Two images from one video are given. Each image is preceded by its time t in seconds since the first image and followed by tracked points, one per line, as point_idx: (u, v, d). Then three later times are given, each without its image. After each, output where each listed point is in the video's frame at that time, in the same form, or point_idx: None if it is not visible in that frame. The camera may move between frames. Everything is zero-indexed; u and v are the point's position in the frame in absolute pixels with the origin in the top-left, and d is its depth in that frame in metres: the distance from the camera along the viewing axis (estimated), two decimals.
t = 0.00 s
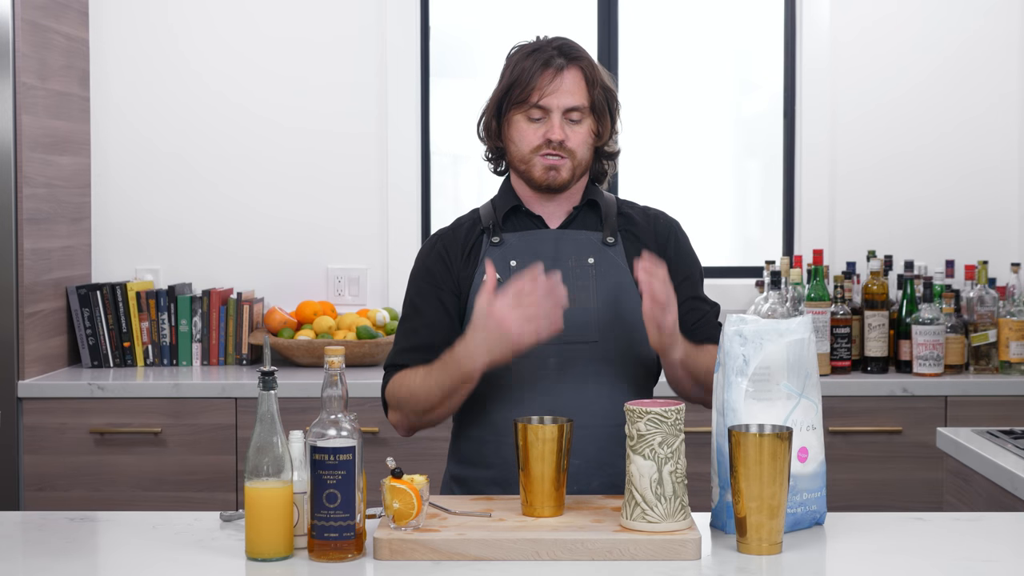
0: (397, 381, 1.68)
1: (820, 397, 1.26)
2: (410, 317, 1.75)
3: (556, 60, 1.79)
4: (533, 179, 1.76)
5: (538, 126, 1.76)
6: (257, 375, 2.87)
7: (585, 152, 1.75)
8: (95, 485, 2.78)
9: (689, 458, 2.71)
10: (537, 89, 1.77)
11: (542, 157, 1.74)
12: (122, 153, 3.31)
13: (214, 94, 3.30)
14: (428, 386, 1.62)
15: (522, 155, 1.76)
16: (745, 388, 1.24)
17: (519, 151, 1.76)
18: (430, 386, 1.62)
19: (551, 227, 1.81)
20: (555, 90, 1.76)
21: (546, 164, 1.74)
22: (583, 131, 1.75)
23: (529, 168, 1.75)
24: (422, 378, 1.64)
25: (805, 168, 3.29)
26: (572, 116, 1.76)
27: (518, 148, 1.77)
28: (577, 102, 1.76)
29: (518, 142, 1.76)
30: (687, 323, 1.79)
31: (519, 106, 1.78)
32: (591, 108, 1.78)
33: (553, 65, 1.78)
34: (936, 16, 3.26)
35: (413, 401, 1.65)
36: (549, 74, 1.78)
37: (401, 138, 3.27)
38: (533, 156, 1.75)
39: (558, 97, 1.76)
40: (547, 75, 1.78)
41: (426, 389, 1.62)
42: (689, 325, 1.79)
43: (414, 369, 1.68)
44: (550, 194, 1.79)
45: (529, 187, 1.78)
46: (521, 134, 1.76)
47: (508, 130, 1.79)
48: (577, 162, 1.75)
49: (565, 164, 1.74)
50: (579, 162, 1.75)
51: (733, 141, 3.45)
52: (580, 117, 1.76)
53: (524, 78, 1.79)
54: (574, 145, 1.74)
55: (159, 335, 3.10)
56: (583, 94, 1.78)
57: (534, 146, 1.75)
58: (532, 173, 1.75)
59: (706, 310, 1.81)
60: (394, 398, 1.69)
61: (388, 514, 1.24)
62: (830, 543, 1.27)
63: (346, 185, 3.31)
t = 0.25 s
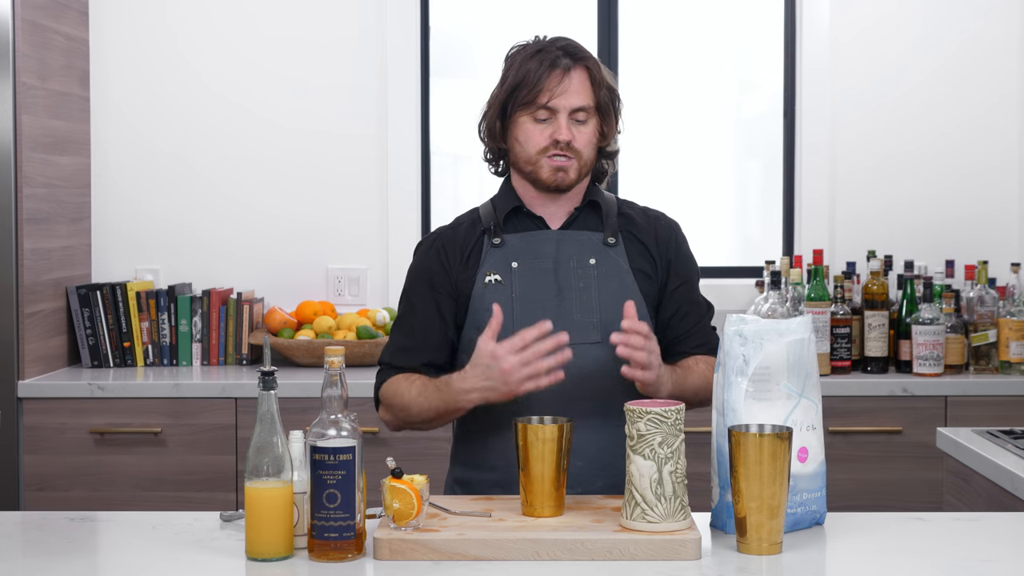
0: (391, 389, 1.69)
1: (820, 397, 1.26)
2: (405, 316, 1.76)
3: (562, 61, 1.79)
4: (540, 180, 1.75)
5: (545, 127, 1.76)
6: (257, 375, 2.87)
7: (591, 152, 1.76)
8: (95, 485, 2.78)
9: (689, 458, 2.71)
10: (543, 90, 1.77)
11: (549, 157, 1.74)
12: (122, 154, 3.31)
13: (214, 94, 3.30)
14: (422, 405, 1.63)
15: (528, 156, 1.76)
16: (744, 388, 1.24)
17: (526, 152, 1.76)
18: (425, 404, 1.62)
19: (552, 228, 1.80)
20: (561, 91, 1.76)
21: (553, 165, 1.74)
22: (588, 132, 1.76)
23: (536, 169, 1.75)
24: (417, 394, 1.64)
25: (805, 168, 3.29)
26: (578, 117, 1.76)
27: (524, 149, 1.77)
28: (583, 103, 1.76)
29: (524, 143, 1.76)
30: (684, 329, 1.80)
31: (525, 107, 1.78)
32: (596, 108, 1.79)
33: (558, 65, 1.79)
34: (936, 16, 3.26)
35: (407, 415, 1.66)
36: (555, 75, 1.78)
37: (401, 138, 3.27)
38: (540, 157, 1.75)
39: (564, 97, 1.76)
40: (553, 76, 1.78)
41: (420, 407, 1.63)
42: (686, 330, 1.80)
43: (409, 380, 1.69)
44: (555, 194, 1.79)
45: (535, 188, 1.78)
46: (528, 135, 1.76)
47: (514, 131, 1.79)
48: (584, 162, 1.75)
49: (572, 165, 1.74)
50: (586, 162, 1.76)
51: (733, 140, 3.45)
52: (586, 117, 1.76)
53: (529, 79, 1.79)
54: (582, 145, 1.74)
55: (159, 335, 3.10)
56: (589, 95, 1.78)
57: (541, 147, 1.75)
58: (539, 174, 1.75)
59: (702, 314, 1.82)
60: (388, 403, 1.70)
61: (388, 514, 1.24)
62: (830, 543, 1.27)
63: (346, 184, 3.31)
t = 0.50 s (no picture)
0: (397, 400, 1.69)
1: (820, 397, 1.26)
2: (406, 318, 1.76)
3: (561, 60, 1.79)
4: (540, 179, 1.75)
5: (544, 126, 1.76)
6: (257, 375, 2.87)
7: (590, 151, 1.76)
8: (95, 485, 2.78)
9: (689, 458, 2.71)
10: (542, 89, 1.78)
11: (549, 157, 1.74)
12: (122, 154, 3.31)
13: (214, 94, 3.30)
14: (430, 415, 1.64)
15: (528, 156, 1.76)
16: (745, 388, 1.24)
17: (526, 151, 1.76)
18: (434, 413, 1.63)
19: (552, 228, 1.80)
20: (561, 90, 1.77)
21: (553, 165, 1.74)
22: (588, 130, 1.76)
23: (536, 169, 1.75)
24: (427, 403, 1.65)
25: (805, 167, 3.29)
26: (577, 116, 1.76)
27: (524, 148, 1.76)
28: (582, 102, 1.77)
29: (524, 142, 1.76)
30: (681, 327, 1.80)
31: (525, 106, 1.78)
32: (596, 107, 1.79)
33: (558, 64, 1.79)
34: (936, 16, 3.26)
35: (417, 424, 1.66)
36: (554, 74, 1.78)
37: (401, 138, 3.27)
38: (540, 156, 1.75)
39: (564, 95, 1.76)
40: (551, 75, 1.78)
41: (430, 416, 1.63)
42: (684, 328, 1.80)
43: (414, 388, 1.69)
44: (555, 193, 1.79)
45: (535, 187, 1.78)
46: (527, 134, 1.76)
47: (513, 130, 1.79)
48: (584, 161, 1.75)
49: (572, 164, 1.74)
50: (586, 161, 1.76)
51: (733, 140, 3.45)
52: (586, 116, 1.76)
53: (528, 78, 1.79)
54: (581, 144, 1.74)
55: (159, 335, 3.10)
56: (588, 94, 1.78)
57: (541, 146, 1.75)
58: (539, 174, 1.75)
59: (700, 313, 1.81)
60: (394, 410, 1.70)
61: (388, 514, 1.24)
62: (830, 543, 1.27)
63: (346, 184, 3.31)
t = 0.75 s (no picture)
0: (391, 410, 1.68)
1: (820, 397, 1.26)
2: (405, 318, 1.77)
3: (556, 63, 1.79)
4: (536, 184, 1.76)
5: (539, 131, 1.76)
6: (257, 375, 2.87)
7: (586, 155, 1.75)
8: (95, 485, 2.78)
9: (689, 458, 2.71)
10: (537, 93, 1.77)
11: (544, 163, 1.75)
12: (122, 153, 3.31)
13: (214, 94, 3.30)
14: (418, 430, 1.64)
15: (524, 161, 1.76)
16: (744, 388, 1.24)
17: (522, 156, 1.77)
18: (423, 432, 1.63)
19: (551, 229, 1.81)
20: (555, 94, 1.76)
21: (548, 170, 1.74)
22: (584, 134, 1.75)
23: (531, 174, 1.76)
24: (420, 422, 1.64)
25: (805, 167, 3.29)
26: (573, 120, 1.75)
27: (520, 154, 1.77)
28: (578, 106, 1.76)
29: (520, 148, 1.77)
30: (678, 333, 1.80)
31: (520, 110, 1.78)
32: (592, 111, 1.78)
33: (552, 67, 1.78)
34: (936, 16, 3.26)
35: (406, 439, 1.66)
36: (549, 78, 1.77)
37: (401, 137, 3.27)
38: (535, 162, 1.75)
39: (558, 100, 1.76)
40: (547, 79, 1.77)
41: (421, 437, 1.63)
42: (681, 333, 1.80)
43: (411, 402, 1.67)
44: (552, 198, 1.79)
45: (531, 193, 1.79)
46: (523, 139, 1.77)
47: (509, 135, 1.80)
48: (580, 166, 1.75)
49: (567, 169, 1.74)
50: (582, 166, 1.75)
51: (733, 140, 3.45)
52: (581, 120, 1.75)
53: (524, 82, 1.79)
54: (576, 149, 1.74)
55: (159, 335, 3.10)
56: (584, 97, 1.77)
57: (536, 152, 1.75)
58: (534, 179, 1.75)
59: (698, 318, 1.81)
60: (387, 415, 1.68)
61: (388, 514, 1.24)
62: (830, 543, 1.27)
63: (346, 184, 3.31)
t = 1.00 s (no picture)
0: (392, 416, 1.69)
1: (820, 397, 1.26)
2: (405, 318, 1.77)
3: (553, 61, 1.79)
4: (533, 181, 1.76)
5: (536, 128, 1.76)
6: (257, 375, 2.87)
7: (584, 153, 1.75)
8: (95, 485, 2.78)
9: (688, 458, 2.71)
10: (534, 91, 1.77)
11: (541, 159, 1.75)
12: (122, 153, 3.31)
13: (214, 94, 3.30)
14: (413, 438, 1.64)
15: (521, 158, 1.76)
16: (744, 388, 1.24)
17: (519, 154, 1.77)
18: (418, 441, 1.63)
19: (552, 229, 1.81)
20: (551, 91, 1.76)
21: (545, 167, 1.74)
22: (581, 132, 1.75)
23: (528, 171, 1.76)
24: (419, 432, 1.64)
25: (805, 168, 3.29)
26: (570, 117, 1.75)
27: (518, 151, 1.77)
28: (574, 103, 1.76)
29: (517, 145, 1.77)
30: (678, 335, 1.80)
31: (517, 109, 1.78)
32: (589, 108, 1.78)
33: (549, 65, 1.78)
34: (936, 16, 3.26)
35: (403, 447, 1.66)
36: (546, 75, 1.78)
37: (402, 137, 3.28)
38: (532, 159, 1.75)
39: (555, 97, 1.76)
40: (543, 76, 1.77)
41: (416, 446, 1.63)
42: (681, 336, 1.80)
43: (415, 413, 1.68)
44: (551, 196, 1.79)
45: (530, 190, 1.79)
46: (520, 136, 1.77)
47: (507, 132, 1.80)
48: (577, 163, 1.75)
49: (564, 166, 1.74)
50: (579, 163, 1.75)
51: (733, 140, 3.45)
52: (578, 117, 1.75)
53: (521, 80, 1.79)
54: (573, 147, 1.74)
55: (159, 335, 3.10)
56: (581, 95, 1.77)
57: (533, 149, 1.75)
58: (532, 176, 1.75)
59: (699, 322, 1.81)
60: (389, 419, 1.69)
61: (388, 514, 1.24)
62: (829, 543, 1.27)
63: (346, 184, 3.31)
